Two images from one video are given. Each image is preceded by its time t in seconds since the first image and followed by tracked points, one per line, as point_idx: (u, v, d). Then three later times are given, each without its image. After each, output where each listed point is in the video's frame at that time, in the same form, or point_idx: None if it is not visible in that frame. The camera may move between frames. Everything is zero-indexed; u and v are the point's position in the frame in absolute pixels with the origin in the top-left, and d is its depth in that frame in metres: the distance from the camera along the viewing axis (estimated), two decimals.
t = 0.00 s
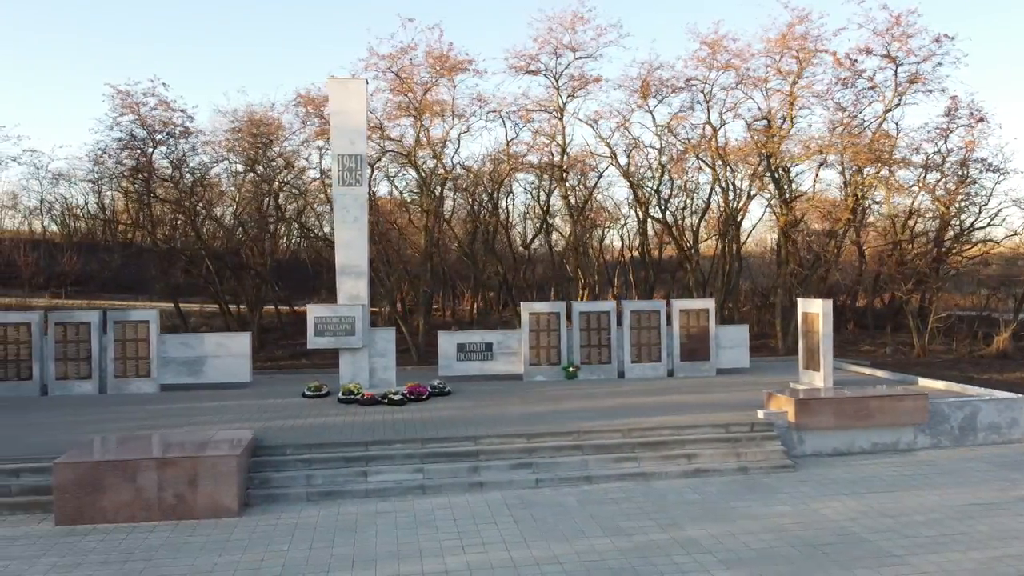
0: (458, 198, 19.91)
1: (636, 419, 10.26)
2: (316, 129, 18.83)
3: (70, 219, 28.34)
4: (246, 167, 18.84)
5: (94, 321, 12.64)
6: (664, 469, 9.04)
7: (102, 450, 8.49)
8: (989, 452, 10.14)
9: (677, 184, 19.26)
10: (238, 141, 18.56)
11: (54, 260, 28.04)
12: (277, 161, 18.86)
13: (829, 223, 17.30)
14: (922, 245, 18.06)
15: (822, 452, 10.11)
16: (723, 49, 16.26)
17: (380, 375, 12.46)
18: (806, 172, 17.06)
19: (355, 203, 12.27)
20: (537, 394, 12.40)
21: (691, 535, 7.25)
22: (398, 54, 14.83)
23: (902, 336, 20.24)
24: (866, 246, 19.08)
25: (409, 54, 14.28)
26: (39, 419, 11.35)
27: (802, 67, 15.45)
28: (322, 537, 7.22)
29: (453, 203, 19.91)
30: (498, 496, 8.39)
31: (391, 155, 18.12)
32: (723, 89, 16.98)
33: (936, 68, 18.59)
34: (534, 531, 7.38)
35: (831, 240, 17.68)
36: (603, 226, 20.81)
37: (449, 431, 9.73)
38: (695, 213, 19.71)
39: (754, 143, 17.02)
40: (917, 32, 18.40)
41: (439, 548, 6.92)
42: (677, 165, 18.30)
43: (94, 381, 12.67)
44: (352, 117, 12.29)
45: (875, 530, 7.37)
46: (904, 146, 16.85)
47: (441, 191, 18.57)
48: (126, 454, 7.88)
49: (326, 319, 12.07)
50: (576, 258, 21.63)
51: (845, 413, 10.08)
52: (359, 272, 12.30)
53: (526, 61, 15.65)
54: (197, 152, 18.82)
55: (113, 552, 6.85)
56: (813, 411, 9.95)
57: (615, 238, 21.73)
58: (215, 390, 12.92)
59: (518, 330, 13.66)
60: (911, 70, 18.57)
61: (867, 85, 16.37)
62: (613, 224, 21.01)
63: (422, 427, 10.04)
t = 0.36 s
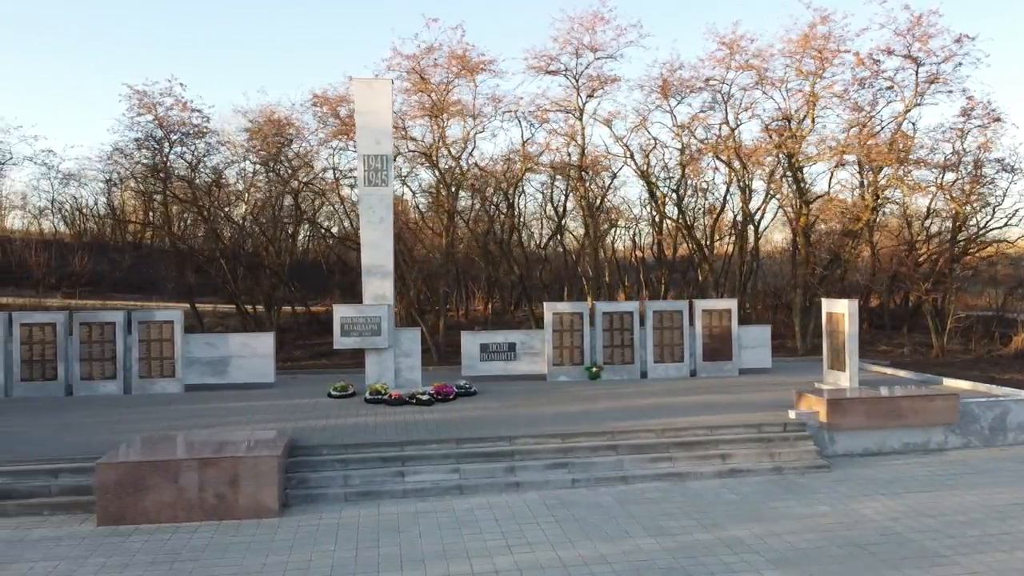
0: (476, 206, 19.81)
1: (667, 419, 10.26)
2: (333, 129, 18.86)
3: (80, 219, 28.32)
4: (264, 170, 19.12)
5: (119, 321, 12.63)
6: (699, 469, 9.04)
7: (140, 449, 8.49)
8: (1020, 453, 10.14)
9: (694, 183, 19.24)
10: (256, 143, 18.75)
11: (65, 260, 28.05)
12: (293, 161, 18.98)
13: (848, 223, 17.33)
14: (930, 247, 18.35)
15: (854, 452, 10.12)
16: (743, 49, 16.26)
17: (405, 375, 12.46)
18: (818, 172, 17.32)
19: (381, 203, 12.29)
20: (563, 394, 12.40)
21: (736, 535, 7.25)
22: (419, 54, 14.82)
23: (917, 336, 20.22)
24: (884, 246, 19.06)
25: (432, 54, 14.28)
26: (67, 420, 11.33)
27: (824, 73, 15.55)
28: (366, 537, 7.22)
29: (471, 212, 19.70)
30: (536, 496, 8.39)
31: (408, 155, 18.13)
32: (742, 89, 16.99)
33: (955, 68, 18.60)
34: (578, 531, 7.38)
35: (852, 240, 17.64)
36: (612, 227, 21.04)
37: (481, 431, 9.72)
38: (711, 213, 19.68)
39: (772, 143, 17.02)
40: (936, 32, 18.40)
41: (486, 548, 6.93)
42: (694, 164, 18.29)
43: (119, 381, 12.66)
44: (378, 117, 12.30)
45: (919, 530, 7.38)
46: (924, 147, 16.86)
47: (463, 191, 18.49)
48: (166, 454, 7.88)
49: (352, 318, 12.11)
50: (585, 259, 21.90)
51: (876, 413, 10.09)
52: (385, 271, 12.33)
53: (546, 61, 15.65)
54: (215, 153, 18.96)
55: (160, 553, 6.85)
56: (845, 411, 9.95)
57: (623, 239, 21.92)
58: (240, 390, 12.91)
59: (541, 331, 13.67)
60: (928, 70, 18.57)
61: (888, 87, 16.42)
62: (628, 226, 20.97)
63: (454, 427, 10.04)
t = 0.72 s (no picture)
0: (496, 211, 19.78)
1: (700, 419, 10.26)
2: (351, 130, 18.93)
3: (91, 220, 28.26)
4: (281, 171, 19.22)
5: (146, 321, 12.64)
6: (736, 470, 9.04)
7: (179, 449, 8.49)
8: None
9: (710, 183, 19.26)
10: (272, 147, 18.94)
11: (77, 260, 28.02)
12: (311, 162, 19.01)
13: (867, 223, 17.34)
14: (944, 246, 18.31)
15: (886, 452, 10.12)
16: (763, 49, 16.28)
17: (432, 375, 12.46)
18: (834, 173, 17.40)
19: (408, 203, 12.33)
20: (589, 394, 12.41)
21: (781, 535, 7.26)
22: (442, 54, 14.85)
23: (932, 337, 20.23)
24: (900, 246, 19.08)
25: (456, 54, 14.31)
26: (96, 419, 11.34)
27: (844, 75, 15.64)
28: (413, 537, 7.23)
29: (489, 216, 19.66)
30: (576, 496, 8.39)
31: (426, 155, 18.14)
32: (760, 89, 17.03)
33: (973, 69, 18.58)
34: (623, 531, 7.38)
35: (871, 241, 17.65)
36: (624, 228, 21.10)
37: (515, 431, 9.73)
38: (727, 213, 19.69)
39: (791, 143, 17.03)
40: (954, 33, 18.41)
41: (535, 547, 6.94)
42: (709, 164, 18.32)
43: (145, 381, 12.67)
44: (405, 118, 12.33)
45: (963, 530, 7.37)
46: (942, 146, 16.90)
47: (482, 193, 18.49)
48: (209, 453, 7.88)
49: (379, 317, 12.15)
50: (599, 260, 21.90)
51: (908, 413, 10.09)
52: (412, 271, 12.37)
53: (567, 62, 15.68)
54: (230, 157, 19.09)
55: (209, 553, 6.85)
56: (878, 411, 9.96)
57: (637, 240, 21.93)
58: (266, 390, 12.92)
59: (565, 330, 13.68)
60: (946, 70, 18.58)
61: (907, 88, 16.48)
62: (644, 226, 20.96)
63: (487, 428, 10.04)
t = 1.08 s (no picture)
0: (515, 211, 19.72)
1: (734, 419, 10.27)
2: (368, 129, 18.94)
3: (105, 219, 28.29)
4: (299, 170, 19.22)
5: (173, 321, 12.63)
6: (775, 469, 9.06)
7: (221, 450, 8.49)
8: None
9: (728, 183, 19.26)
10: (289, 148, 19.06)
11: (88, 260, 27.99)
12: (330, 162, 19.06)
13: (886, 223, 17.35)
14: (961, 247, 18.35)
15: (920, 452, 10.13)
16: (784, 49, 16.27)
17: (460, 375, 12.49)
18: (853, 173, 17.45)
19: (436, 203, 12.32)
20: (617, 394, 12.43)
21: (829, 535, 7.27)
22: (465, 54, 14.85)
23: (949, 336, 20.25)
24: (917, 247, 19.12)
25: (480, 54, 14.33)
26: (126, 420, 11.33)
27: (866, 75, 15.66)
28: (462, 537, 7.23)
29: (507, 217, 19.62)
30: (618, 496, 8.40)
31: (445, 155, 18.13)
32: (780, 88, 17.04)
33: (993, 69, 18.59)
34: (670, 531, 7.39)
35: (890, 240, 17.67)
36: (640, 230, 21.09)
37: (551, 432, 9.75)
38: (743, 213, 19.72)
39: (812, 143, 17.04)
40: (974, 33, 18.40)
41: (586, 547, 6.94)
42: (726, 164, 18.34)
43: (173, 381, 12.66)
44: (431, 117, 12.26)
45: (1011, 530, 7.38)
46: (962, 147, 16.93)
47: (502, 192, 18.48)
48: (254, 453, 7.89)
49: (408, 319, 12.19)
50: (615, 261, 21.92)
51: (943, 413, 10.11)
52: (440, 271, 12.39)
53: (589, 62, 15.69)
54: (247, 158, 19.16)
55: (260, 553, 6.85)
56: (913, 411, 9.97)
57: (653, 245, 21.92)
58: (293, 390, 12.92)
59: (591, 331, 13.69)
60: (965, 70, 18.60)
61: (927, 88, 16.51)
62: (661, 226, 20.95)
63: (522, 428, 10.07)
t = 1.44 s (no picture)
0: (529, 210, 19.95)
1: (769, 420, 10.28)
2: (387, 129, 18.96)
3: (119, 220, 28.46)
4: (316, 171, 19.46)
5: (201, 321, 12.63)
6: (813, 469, 9.07)
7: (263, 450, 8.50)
8: None
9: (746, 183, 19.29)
10: (307, 148, 19.11)
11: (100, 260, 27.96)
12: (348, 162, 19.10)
13: (906, 223, 17.36)
14: (977, 247, 18.41)
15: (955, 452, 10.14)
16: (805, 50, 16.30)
17: (489, 375, 12.52)
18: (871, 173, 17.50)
19: (465, 203, 12.34)
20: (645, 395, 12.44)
21: (878, 535, 7.27)
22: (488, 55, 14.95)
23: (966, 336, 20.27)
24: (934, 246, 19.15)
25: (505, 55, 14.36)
26: (157, 419, 11.33)
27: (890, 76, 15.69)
28: (511, 536, 7.24)
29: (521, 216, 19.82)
30: (660, 496, 8.41)
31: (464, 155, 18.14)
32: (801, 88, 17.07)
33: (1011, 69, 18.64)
34: (719, 530, 7.39)
35: (910, 240, 17.70)
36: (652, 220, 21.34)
37: (587, 432, 9.76)
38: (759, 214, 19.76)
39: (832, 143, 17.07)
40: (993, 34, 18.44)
41: (637, 546, 6.95)
42: (744, 163, 18.34)
43: (201, 381, 12.66)
44: (460, 117, 12.30)
45: None
46: (981, 148, 16.96)
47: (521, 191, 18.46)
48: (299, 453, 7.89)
49: (437, 320, 12.21)
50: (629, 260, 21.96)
51: (977, 413, 10.11)
52: (469, 271, 12.38)
53: (611, 62, 15.72)
54: (265, 159, 19.25)
55: (312, 552, 6.86)
56: (948, 411, 9.98)
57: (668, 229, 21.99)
58: (321, 390, 12.92)
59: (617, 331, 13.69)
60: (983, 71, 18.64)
61: (948, 89, 16.54)
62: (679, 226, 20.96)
63: (558, 428, 10.08)
